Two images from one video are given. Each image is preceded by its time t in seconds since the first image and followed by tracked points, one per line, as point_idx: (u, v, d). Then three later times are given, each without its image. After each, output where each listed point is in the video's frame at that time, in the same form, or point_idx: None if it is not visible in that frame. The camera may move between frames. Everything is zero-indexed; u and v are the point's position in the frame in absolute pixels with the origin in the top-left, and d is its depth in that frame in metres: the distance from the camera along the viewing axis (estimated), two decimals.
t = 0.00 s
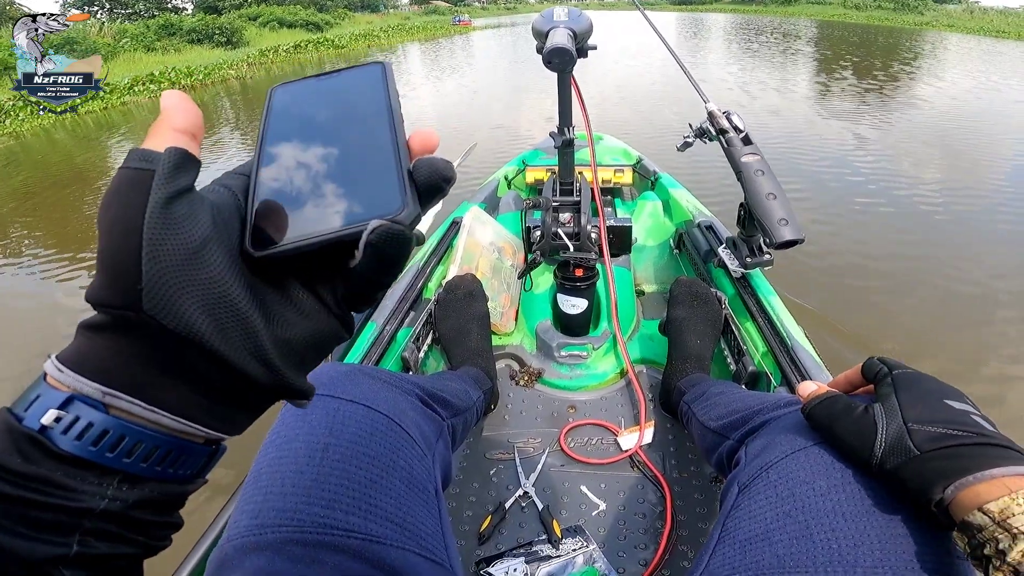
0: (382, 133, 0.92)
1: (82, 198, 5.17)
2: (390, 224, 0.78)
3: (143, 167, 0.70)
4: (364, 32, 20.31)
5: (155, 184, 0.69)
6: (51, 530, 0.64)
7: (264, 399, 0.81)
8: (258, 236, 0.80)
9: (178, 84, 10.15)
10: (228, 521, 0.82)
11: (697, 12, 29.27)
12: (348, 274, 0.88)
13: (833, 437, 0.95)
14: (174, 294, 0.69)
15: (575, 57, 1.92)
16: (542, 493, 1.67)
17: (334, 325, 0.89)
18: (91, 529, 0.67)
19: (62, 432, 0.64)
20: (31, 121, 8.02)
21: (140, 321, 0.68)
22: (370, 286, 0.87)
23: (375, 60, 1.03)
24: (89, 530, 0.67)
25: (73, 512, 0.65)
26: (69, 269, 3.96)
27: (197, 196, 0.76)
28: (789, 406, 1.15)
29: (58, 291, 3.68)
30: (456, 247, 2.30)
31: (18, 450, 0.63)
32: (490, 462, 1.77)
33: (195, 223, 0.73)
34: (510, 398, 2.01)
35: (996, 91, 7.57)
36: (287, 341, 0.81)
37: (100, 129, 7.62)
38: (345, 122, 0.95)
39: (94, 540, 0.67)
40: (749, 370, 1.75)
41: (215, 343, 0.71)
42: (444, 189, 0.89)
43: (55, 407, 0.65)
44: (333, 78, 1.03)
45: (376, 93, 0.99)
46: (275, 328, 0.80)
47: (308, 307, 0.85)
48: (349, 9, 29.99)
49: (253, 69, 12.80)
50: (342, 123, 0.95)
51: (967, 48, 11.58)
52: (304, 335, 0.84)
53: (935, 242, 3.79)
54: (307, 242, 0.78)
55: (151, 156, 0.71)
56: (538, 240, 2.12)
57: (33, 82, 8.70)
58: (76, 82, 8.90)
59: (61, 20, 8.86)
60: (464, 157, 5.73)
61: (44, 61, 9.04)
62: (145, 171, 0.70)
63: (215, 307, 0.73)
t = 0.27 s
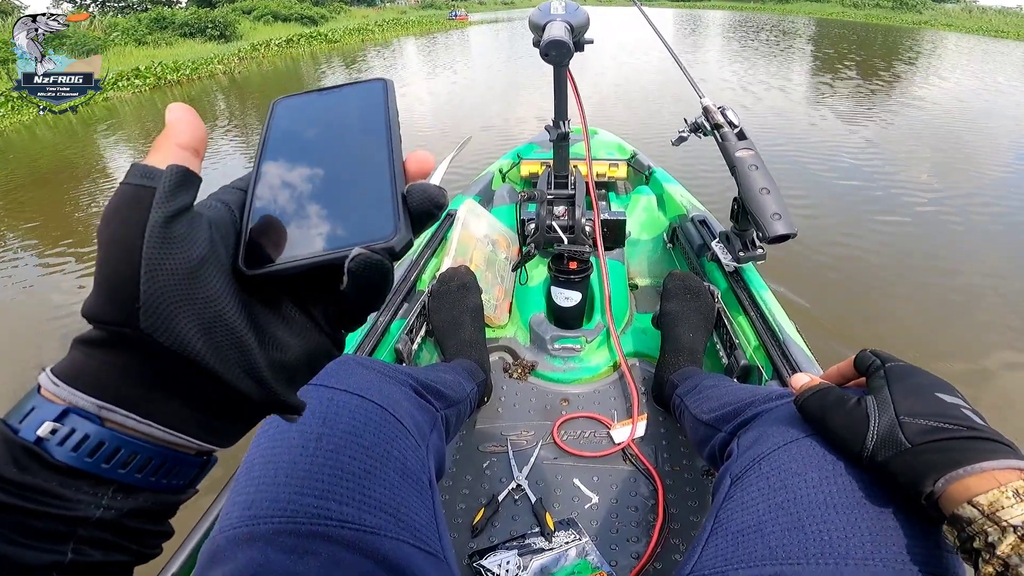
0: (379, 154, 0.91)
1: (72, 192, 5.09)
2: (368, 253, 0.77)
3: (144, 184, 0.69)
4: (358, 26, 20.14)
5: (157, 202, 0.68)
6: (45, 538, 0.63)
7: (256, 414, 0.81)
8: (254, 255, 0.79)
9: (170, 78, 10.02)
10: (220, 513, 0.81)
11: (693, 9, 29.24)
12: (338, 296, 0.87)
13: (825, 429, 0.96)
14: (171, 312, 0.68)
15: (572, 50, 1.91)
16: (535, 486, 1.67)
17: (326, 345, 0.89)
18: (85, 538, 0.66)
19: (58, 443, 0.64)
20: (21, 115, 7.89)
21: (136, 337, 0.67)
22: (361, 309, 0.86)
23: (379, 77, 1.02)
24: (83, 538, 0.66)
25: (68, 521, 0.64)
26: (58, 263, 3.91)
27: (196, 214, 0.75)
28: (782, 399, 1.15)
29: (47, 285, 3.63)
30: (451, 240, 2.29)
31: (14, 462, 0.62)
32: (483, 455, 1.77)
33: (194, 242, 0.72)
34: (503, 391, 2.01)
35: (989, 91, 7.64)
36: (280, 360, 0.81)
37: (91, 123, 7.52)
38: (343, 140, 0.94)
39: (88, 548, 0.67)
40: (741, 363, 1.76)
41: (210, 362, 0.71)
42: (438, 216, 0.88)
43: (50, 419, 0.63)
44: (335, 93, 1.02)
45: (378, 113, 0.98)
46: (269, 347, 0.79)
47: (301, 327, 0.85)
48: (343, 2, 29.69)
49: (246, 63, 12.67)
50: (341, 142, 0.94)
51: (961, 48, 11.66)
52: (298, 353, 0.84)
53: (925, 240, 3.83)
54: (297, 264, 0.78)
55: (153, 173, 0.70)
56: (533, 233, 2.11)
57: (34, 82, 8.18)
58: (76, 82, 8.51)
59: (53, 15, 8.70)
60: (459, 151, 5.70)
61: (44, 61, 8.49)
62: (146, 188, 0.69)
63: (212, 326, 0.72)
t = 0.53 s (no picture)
0: (371, 141, 0.94)
1: (70, 191, 5.08)
2: (353, 233, 0.77)
3: (136, 172, 0.69)
4: (357, 24, 20.07)
5: (149, 190, 0.68)
6: (43, 530, 0.63)
7: (252, 403, 0.81)
8: (247, 242, 0.79)
9: (169, 78, 10.00)
10: (221, 507, 0.81)
11: (692, 6, 29.21)
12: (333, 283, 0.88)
13: (824, 423, 0.97)
14: (166, 299, 0.68)
15: (570, 47, 1.91)
16: (534, 483, 1.68)
17: (320, 331, 0.90)
18: (84, 530, 0.66)
19: (54, 434, 0.64)
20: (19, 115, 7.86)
21: (130, 326, 0.67)
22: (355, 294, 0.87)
23: (368, 68, 1.05)
24: (82, 530, 0.66)
25: (66, 513, 0.64)
26: (56, 261, 3.90)
27: (188, 202, 0.75)
28: (780, 394, 1.16)
29: (45, 283, 3.63)
30: (450, 237, 2.29)
31: (10, 454, 0.62)
32: (483, 452, 1.77)
33: (187, 229, 0.72)
34: (502, 388, 2.01)
35: (989, 89, 7.64)
36: (276, 347, 0.81)
37: (89, 122, 7.50)
38: (335, 130, 0.96)
39: (86, 540, 0.66)
40: (740, 360, 1.76)
41: (205, 349, 0.71)
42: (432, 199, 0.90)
43: (46, 410, 0.64)
44: (325, 85, 1.05)
45: (369, 102, 1.01)
46: (264, 334, 0.79)
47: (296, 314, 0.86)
48: None
49: (244, 63, 12.64)
50: (333, 131, 0.96)
51: (962, 46, 11.64)
52: (293, 340, 0.84)
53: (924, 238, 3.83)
54: (292, 249, 0.79)
55: (144, 162, 0.70)
56: (531, 230, 2.11)
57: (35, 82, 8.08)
58: (76, 82, 8.46)
59: (51, 14, 8.67)
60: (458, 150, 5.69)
61: (43, 61, 8.50)
62: (138, 177, 0.68)
63: (206, 313, 0.72)
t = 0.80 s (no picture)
0: (374, 136, 0.93)
1: (69, 192, 5.07)
2: (358, 228, 0.76)
3: (135, 167, 0.69)
4: (355, 24, 20.05)
5: (148, 186, 0.68)
6: (42, 527, 0.63)
7: (252, 400, 0.81)
8: (248, 237, 0.79)
9: (168, 79, 9.99)
10: (221, 507, 0.81)
11: (693, 5, 29.12)
12: (334, 278, 0.88)
13: (824, 421, 0.97)
14: (164, 294, 0.68)
15: (569, 47, 1.91)
16: (535, 482, 1.68)
17: (322, 327, 0.89)
18: (84, 526, 0.66)
19: (53, 430, 0.64)
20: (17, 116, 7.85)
21: (129, 322, 0.67)
22: (355, 291, 0.87)
23: (370, 64, 1.05)
24: (82, 526, 0.66)
25: (66, 509, 0.64)
26: (55, 262, 3.90)
27: (188, 197, 0.75)
28: (780, 392, 1.16)
29: (43, 284, 3.62)
30: (450, 237, 2.28)
31: (9, 450, 0.62)
32: (483, 452, 1.77)
33: (186, 225, 0.72)
34: (502, 388, 2.01)
35: (990, 89, 7.63)
36: (277, 343, 0.81)
37: (88, 123, 7.48)
38: (336, 125, 0.96)
39: (86, 536, 0.67)
40: (740, 358, 1.76)
41: (204, 344, 0.71)
42: (435, 195, 0.89)
43: (45, 405, 0.63)
44: (327, 80, 1.04)
45: (371, 97, 1.01)
46: (265, 330, 0.79)
47: (297, 310, 0.85)
48: None
49: (243, 63, 12.63)
50: (335, 125, 0.96)
51: (963, 45, 11.62)
52: (294, 336, 0.84)
53: (923, 237, 3.83)
54: (295, 243, 0.78)
55: (143, 156, 0.70)
56: (531, 230, 2.11)
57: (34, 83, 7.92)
58: (75, 82, 8.27)
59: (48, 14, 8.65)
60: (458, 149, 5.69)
61: (43, 61, 8.35)
62: (137, 171, 0.69)
63: (205, 308, 0.71)
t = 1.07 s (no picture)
0: (377, 147, 0.94)
1: (72, 196, 5.12)
2: (362, 240, 0.77)
3: (138, 177, 0.70)
4: (358, 29, 20.19)
5: (150, 196, 0.69)
6: (41, 535, 0.63)
7: (253, 409, 0.81)
8: (251, 248, 0.80)
9: (170, 83, 10.10)
10: (221, 515, 0.82)
11: (694, 12, 29.25)
12: (336, 289, 0.88)
13: (825, 432, 0.97)
14: (166, 304, 0.68)
15: (571, 55, 1.92)
16: (535, 490, 1.68)
17: (323, 337, 0.89)
18: (82, 535, 0.67)
19: (53, 439, 0.64)
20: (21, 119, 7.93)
21: (131, 332, 0.68)
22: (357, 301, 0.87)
23: (374, 73, 1.06)
24: (80, 535, 0.67)
25: (65, 518, 0.65)
26: (57, 267, 3.92)
27: (190, 207, 0.76)
28: (781, 403, 1.16)
29: (46, 287, 3.65)
30: (450, 245, 2.29)
31: (9, 458, 0.62)
32: (483, 459, 1.77)
33: (189, 235, 0.72)
34: (503, 396, 2.01)
35: (992, 96, 7.64)
36: (278, 354, 0.81)
37: (91, 126, 7.56)
38: (339, 136, 0.97)
39: (84, 545, 0.67)
40: (741, 367, 1.77)
41: (205, 355, 0.71)
42: (438, 206, 0.90)
43: (45, 415, 0.64)
44: (331, 89, 1.05)
45: (375, 106, 1.01)
46: (266, 340, 0.79)
47: (298, 320, 0.86)
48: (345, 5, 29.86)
49: (244, 68, 12.72)
50: (338, 136, 0.97)
51: (965, 52, 11.64)
52: (296, 347, 0.84)
53: (924, 245, 3.83)
54: (298, 255, 0.79)
55: (146, 166, 0.71)
56: (532, 238, 2.12)
57: (35, 83, 8.41)
58: (76, 82, 8.79)
59: (54, 18, 8.75)
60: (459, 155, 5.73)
61: (44, 61, 8.82)
62: (140, 181, 0.69)
63: (207, 319, 0.72)
